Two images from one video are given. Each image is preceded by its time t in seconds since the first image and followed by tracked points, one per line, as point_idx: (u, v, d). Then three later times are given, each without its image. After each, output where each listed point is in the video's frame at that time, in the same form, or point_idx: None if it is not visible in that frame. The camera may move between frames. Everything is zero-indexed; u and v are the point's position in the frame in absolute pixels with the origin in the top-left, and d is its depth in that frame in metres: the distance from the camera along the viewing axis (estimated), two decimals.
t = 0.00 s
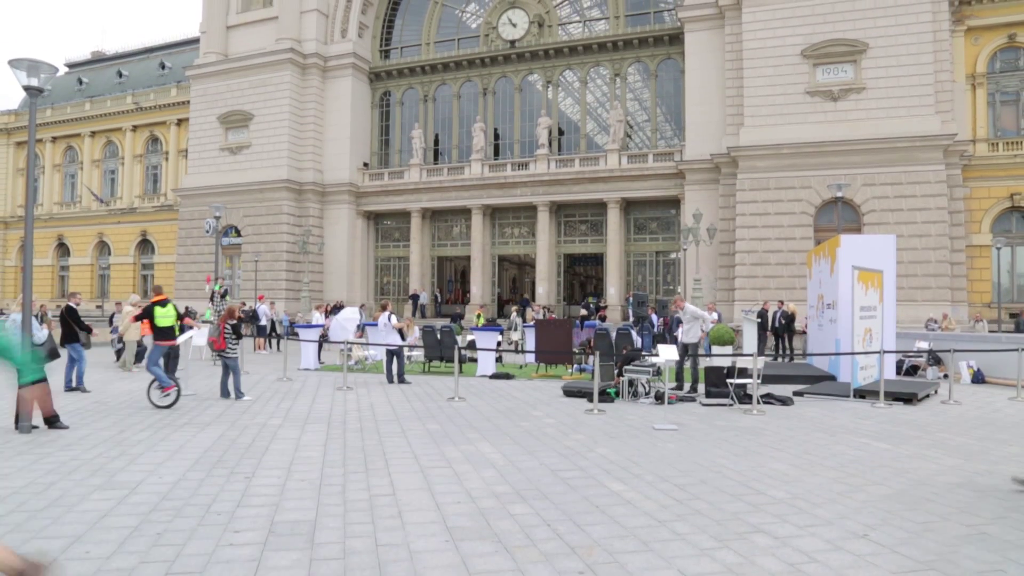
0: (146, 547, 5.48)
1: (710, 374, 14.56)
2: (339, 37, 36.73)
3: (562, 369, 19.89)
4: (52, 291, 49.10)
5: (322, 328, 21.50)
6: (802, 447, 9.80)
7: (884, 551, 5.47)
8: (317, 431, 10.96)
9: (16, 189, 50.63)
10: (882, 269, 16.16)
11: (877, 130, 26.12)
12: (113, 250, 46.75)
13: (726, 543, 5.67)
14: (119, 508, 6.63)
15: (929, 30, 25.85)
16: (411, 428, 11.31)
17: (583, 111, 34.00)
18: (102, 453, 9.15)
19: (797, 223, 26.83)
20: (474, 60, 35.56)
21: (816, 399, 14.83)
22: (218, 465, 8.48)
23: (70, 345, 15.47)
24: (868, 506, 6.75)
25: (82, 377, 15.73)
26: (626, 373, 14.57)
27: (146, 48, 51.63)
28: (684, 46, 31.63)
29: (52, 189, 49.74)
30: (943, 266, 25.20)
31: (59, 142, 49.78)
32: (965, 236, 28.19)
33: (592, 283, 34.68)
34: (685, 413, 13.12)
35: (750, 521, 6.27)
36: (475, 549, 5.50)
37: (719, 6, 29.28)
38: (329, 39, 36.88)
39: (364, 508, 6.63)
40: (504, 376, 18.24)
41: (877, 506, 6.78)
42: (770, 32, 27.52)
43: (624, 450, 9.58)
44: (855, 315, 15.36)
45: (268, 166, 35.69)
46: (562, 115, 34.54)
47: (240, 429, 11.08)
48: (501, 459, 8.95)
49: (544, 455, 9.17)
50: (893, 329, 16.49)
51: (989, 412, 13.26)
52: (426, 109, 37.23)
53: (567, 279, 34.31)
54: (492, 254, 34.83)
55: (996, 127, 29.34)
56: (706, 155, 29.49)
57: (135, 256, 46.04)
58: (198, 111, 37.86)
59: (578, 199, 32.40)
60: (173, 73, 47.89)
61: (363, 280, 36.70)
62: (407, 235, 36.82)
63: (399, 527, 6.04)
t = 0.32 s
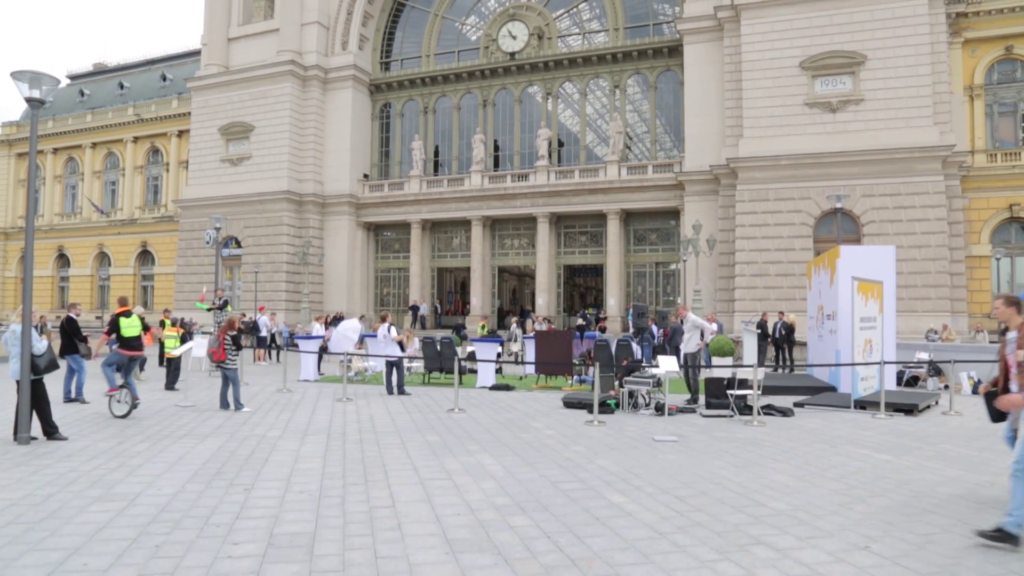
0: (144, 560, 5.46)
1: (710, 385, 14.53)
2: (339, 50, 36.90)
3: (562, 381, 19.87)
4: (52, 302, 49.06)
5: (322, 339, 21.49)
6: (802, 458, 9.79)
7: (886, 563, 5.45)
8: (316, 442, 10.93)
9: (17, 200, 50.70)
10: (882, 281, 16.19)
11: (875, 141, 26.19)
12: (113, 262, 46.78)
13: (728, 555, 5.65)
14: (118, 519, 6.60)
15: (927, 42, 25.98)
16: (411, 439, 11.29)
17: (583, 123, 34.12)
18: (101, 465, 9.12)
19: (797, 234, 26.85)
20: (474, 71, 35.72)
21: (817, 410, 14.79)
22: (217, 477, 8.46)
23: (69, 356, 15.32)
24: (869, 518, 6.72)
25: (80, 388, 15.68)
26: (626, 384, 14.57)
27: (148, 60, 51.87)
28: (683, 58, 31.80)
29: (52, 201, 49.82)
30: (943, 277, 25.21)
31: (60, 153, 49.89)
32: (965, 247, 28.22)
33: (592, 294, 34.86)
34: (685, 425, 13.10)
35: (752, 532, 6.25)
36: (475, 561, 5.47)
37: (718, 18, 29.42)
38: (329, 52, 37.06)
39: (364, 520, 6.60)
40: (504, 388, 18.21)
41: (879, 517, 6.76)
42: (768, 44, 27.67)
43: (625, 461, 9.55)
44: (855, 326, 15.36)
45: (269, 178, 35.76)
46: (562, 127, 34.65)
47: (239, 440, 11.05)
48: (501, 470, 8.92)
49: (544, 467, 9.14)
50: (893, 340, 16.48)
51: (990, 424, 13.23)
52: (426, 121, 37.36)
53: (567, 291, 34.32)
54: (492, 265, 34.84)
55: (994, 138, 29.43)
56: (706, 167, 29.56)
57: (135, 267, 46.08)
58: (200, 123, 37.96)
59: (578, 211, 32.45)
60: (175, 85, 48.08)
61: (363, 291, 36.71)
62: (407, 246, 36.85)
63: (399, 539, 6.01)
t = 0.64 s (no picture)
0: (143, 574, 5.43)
1: (711, 398, 14.49)
2: (340, 63, 37.08)
3: (562, 393, 19.84)
4: (51, 315, 49.01)
5: (322, 352, 21.48)
6: (803, 471, 9.76)
7: None
8: (315, 455, 10.89)
9: (18, 213, 50.79)
10: (882, 293, 16.18)
11: (874, 153, 26.29)
12: (113, 274, 46.79)
13: (729, 568, 5.62)
14: (116, 533, 6.57)
15: (925, 55, 26.11)
16: (411, 452, 11.25)
17: (583, 136, 34.24)
18: (99, 478, 9.09)
19: (796, 247, 26.88)
20: (474, 85, 35.89)
21: (818, 423, 14.75)
22: (216, 490, 8.42)
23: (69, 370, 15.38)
24: (871, 532, 6.69)
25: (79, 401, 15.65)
26: (626, 397, 14.55)
27: (150, 74, 52.15)
28: (682, 71, 31.96)
29: (53, 213, 49.95)
30: (943, 289, 25.21)
31: (61, 166, 50.03)
32: (964, 258, 28.23)
33: (591, 307, 35.25)
34: (686, 438, 13.07)
35: (753, 546, 6.22)
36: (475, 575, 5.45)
37: (716, 32, 29.56)
38: (330, 65, 37.23)
39: (363, 534, 6.57)
40: (504, 400, 18.19)
41: (881, 531, 6.73)
42: (766, 57, 27.81)
43: (625, 475, 9.52)
44: (855, 339, 15.35)
45: (269, 191, 35.82)
46: (562, 140, 34.76)
47: (239, 453, 11.01)
48: (501, 484, 8.89)
49: (544, 480, 9.10)
50: (893, 352, 16.45)
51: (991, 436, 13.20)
52: (426, 134, 37.50)
53: (567, 303, 34.31)
54: (492, 278, 34.84)
55: (993, 150, 29.53)
56: (705, 180, 29.63)
57: (136, 280, 46.10)
58: (201, 136, 38.09)
59: (578, 223, 32.50)
60: (176, 98, 48.27)
61: (363, 304, 36.71)
62: (407, 259, 36.87)
63: (397, 553, 5.98)
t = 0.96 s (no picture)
0: None
1: (711, 413, 14.45)
2: (341, 79, 37.26)
3: (562, 408, 19.80)
4: (51, 329, 48.95)
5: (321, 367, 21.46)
6: (804, 486, 9.71)
7: None
8: (315, 471, 10.85)
9: (19, 227, 50.90)
10: (882, 307, 16.15)
11: (872, 168, 26.38)
12: (113, 288, 46.80)
13: None
14: (114, 549, 6.54)
15: (922, 70, 26.25)
16: (411, 468, 11.21)
17: (582, 151, 34.36)
18: (97, 493, 9.06)
19: (796, 261, 26.90)
20: (474, 100, 36.06)
21: (818, 438, 14.70)
22: (215, 506, 8.39)
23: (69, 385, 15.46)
24: (873, 547, 6.65)
25: (78, 415, 15.62)
26: (626, 412, 14.52)
27: (152, 89, 52.40)
28: (681, 87, 32.13)
29: (55, 228, 50.08)
30: (943, 303, 25.20)
31: (63, 181, 50.19)
32: (964, 272, 28.26)
33: (592, 321, 34.70)
34: (686, 453, 13.02)
35: (754, 562, 6.19)
36: None
37: (715, 48, 29.73)
38: (331, 81, 37.43)
39: (362, 550, 6.54)
40: (505, 415, 18.14)
41: (882, 546, 6.69)
42: (765, 73, 27.98)
43: (626, 490, 9.48)
44: (855, 354, 15.32)
45: (270, 206, 35.86)
46: (562, 155, 34.89)
47: (238, 468, 10.97)
48: (501, 499, 8.85)
49: (544, 496, 9.07)
50: (894, 367, 16.41)
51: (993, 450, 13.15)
52: (426, 148, 37.65)
53: (567, 318, 34.31)
54: (492, 292, 34.82)
55: (991, 165, 29.66)
56: (705, 194, 29.69)
57: (136, 294, 46.10)
58: (202, 151, 38.24)
59: (578, 238, 32.55)
60: (177, 113, 48.47)
61: (363, 319, 36.69)
62: (407, 273, 36.91)
63: (397, 569, 5.95)
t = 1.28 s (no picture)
0: None
1: (712, 430, 14.39)
2: (342, 97, 37.48)
3: (562, 425, 19.75)
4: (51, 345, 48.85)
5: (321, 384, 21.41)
6: (805, 503, 9.67)
7: None
8: (314, 489, 10.79)
9: (20, 244, 51.00)
10: (883, 323, 16.02)
11: (871, 184, 26.45)
12: (113, 305, 46.79)
13: None
14: (111, 567, 6.49)
15: (920, 87, 26.39)
16: (411, 486, 11.15)
17: (582, 168, 34.49)
18: (95, 511, 9.01)
19: (796, 277, 26.92)
20: (474, 118, 36.26)
21: (820, 455, 14.64)
22: (214, 524, 8.34)
23: (69, 401, 15.42)
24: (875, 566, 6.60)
25: (77, 432, 15.57)
26: (626, 430, 14.47)
27: (154, 107, 52.68)
28: (680, 105, 32.29)
29: (55, 244, 50.16)
30: (943, 319, 25.18)
31: (65, 198, 50.35)
32: (964, 288, 28.27)
33: (592, 339, 35.04)
34: (687, 470, 12.97)
35: None
36: None
37: (714, 65, 29.91)
38: (333, 98, 37.66)
39: (362, 569, 6.48)
40: (505, 433, 18.09)
41: (885, 564, 6.64)
42: (763, 90, 28.16)
43: (627, 508, 9.43)
44: (855, 370, 15.21)
45: (271, 223, 35.93)
46: (562, 173, 35.01)
47: (237, 486, 10.91)
48: (501, 517, 8.80)
49: (545, 514, 9.02)
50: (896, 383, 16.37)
51: (995, 468, 13.09)
52: (427, 166, 37.81)
53: (567, 335, 34.28)
54: (492, 309, 34.80)
55: (989, 181, 29.78)
56: (704, 211, 29.79)
57: (136, 310, 46.10)
58: (203, 168, 38.38)
59: (578, 255, 32.60)
60: (179, 130, 48.73)
61: (363, 336, 36.65)
62: (407, 290, 36.93)
63: None
